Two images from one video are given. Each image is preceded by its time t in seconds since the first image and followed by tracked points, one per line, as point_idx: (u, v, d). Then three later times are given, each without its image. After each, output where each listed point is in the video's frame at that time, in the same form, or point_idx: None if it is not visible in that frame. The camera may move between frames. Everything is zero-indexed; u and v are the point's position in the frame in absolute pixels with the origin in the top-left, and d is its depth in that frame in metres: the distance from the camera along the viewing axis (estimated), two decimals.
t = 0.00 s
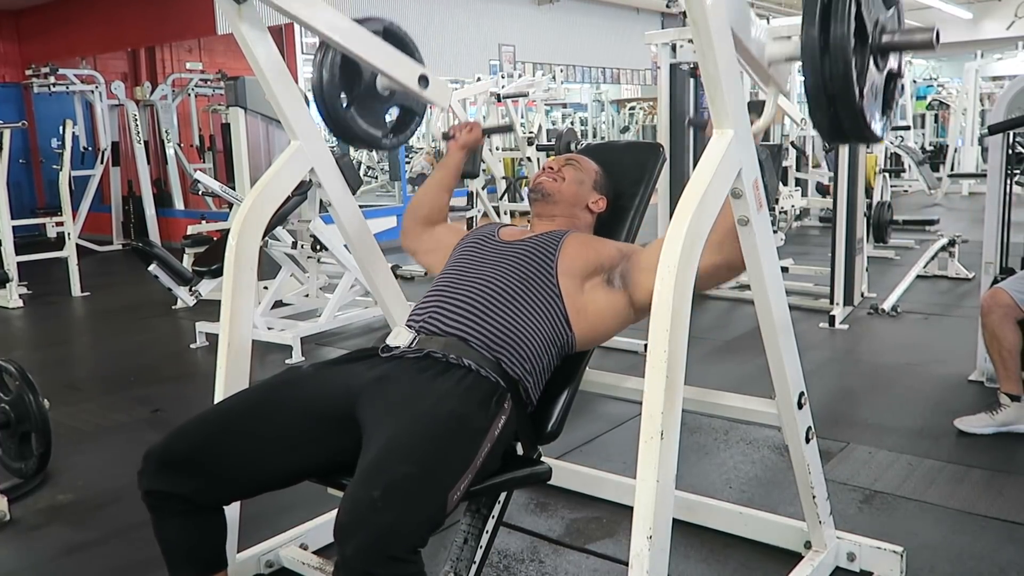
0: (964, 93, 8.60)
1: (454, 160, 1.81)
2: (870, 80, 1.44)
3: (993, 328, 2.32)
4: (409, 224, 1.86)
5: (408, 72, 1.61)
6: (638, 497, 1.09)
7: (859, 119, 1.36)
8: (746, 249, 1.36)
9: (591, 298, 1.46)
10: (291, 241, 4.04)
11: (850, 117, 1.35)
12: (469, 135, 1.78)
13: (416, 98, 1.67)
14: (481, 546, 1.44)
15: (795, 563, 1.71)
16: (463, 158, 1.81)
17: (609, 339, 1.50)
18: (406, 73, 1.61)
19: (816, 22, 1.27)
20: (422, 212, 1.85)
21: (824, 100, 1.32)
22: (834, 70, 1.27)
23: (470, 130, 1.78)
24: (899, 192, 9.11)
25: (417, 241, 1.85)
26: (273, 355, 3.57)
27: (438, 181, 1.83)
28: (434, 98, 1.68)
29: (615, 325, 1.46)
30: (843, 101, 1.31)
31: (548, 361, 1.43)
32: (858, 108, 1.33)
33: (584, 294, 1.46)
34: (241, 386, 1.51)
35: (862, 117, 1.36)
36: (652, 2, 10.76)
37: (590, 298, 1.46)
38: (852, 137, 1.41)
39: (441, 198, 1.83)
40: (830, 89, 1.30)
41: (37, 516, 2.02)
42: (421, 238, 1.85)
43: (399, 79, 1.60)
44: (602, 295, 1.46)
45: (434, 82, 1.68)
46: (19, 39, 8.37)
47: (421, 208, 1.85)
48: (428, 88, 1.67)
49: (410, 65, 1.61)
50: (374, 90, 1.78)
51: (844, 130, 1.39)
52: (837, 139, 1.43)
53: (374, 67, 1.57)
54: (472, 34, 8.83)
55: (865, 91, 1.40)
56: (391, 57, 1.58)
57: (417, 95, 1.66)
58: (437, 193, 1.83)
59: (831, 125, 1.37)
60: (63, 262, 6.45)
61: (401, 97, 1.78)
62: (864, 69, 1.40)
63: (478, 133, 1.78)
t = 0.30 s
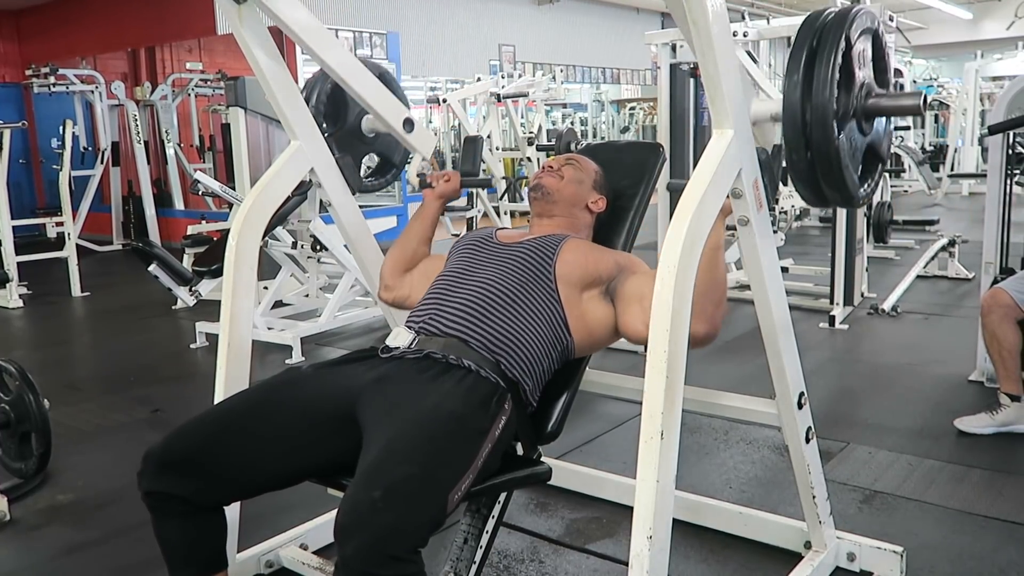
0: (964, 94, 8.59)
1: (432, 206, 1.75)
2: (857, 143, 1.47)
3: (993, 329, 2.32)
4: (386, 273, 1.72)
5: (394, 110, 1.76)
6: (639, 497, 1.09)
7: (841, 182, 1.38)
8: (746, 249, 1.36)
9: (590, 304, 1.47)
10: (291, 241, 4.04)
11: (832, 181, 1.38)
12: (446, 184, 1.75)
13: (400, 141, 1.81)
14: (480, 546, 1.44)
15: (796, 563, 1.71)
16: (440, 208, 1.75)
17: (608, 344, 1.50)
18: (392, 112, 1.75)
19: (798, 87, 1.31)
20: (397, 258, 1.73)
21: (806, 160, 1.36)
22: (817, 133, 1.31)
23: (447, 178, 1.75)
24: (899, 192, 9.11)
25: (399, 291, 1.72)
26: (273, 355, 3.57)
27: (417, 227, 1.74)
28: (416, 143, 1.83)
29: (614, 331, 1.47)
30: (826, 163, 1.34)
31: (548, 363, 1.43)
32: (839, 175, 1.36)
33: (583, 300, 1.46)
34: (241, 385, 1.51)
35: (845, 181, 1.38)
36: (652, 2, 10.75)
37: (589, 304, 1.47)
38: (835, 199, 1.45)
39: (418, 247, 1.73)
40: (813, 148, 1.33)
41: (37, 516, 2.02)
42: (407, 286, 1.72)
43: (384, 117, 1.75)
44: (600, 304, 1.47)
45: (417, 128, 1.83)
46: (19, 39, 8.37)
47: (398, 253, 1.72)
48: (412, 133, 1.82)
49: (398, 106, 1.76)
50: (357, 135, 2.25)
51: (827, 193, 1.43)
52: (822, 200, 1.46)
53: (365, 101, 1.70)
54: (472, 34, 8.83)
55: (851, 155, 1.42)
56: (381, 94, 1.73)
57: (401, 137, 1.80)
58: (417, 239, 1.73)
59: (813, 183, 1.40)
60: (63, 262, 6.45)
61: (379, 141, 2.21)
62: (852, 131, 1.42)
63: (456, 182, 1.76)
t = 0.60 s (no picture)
0: (964, 94, 8.59)
1: (425, 214, 1.73)
2: (852, 157, 1.47)
3: (993, 329, 2.32)
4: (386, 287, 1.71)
5: (391, 121, 1.76)
6: (638, 498, 1.09)
7: (836, 195, 1.38)
8: (746, 250, 1.36)
9: (589, 307, 1.47)
10: (291, 241, 4.05)
11: (828, 194, 1.38)
12: (440, 195, 1.71)
13: (394, 150, 1.82)
14: (480, 546, 1.44)
15: (796, 563, 1.71)
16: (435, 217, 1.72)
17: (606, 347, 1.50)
18: (389, 122, 1.75)
19: (794, 101, 1.32)
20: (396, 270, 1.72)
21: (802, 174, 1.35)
22: (812, 145, 1.31)
23: (441, 189, 1.71)
24: (899, 192, 9.10)
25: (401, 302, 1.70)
26: (273, 355, 3.57)
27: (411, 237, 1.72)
28: (411, 152, 1.83)
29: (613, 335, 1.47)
30: (821, 177, 1.34)
31: (547, 365, 1.43)
32: (835, 188, 1.37)
33: (582, 304, 1.46)
34: (241, 385, 1.51)
35: (840, 195, 1.38)
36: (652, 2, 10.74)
37: (588, 307, 1.47)
38: (831, 212, 1.45)
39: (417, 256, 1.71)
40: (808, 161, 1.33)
41: (37, 517, 2.02)
42: (406, 297, 1.70)
43: (381, 126, 1.75)
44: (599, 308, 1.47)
45: (413, 139, 1.83)
46: (19, 39, 8.37)
47: (395, 265, 1.71)
48: (407, 143, 1.82)
49: (394, 114, 1.76)
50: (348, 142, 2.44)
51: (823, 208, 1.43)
52: (817, 213, 1.46)
53: (359, 107, 1.71)
54: (472, 34, 8.83)
55: (846, 170, 1.43)
56: (377, 103, 1.73)
57: (395, 145, 1.79)
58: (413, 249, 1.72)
59: (808, 196, 1.40)
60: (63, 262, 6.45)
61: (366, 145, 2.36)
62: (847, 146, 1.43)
63: (450, 193, 1.71)
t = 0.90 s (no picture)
0: (964, 94, 8.59)
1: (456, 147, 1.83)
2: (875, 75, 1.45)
3: (993, 329, 2.32)
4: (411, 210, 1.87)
5: (412, 66, 1.68)
6: (638, 498, 1.09)
7: (860, 116, 1.38)
8: (745, 250, 1.36)
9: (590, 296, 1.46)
10: (291, 241, 4.05)
11: (851, 115, 1.38)
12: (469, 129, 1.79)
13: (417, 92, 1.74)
14: (480, 546, 1.44)
15: (796, 563, 1.71)
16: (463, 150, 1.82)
17: (610, 335, 1.49)
18: (410, 68, 1.67)
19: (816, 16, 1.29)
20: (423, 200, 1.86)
21: (826, 98, 1.35)
22: (836, 61, 1.29)
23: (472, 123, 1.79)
24: (899, 193, 9.10)
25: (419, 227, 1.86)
26: (273, 355, 3.57)
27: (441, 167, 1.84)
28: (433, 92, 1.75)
29: (615, 322, 1.46)
30: (846, 99, 1.33)
31: (548, 363, 1.43)
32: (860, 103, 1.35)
33: (583, 292, 1.46)
34: (241, 385, 1.51)
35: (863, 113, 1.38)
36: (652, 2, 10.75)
37: (590, 293, 1.45)
38: (854, 129, 1.43)
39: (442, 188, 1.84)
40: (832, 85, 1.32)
41: (36, 516, 2.02)
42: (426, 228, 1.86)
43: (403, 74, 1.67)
44: (602, 291, 1.45)
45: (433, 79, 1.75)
46: (18, 39, 8.37)
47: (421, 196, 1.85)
48: (429, 83, 1.74)
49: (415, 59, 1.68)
50: (375, 84, 1.80)
51: (847, 125, 1.41)
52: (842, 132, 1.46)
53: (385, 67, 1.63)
54: (472, 34, 8.83)
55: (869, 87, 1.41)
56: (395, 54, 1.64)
57: (417, 89, 1.72)
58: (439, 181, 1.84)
59: (831, 120, 1.40)
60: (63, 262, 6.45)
61: (402, 91, 1.80)
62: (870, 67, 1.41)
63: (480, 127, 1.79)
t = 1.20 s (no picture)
0: (964, 93, 8.59)
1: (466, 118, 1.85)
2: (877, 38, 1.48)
3: (993, 329, 2.32)
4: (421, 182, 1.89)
5: (414, 42, 1.60)
6: (639, 496, 1.09)
7: (864, 75, 1.38)
8: (746, 249, 1.36)
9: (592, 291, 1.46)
10: (291, 241, 4.05)
11: (860, 79, 1.39)
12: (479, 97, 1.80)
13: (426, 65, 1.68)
14: (480, 546, 1.44)
15: (796, 563, 1.71)
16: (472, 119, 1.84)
17: (613, 331, 1.49)
18: (412, 44, 1.60)
19: None
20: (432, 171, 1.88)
21: (834, 62, 1.35)
22: (841, 15, 1.30)
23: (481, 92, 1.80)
24: (899, 193, 9.10)
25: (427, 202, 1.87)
26: (273, 355, 3.57)
27: (451, 140, 1.86)
28: (439, 66, 1.68)
29: (617, 316, 1.46)
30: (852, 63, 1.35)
31: (550, 359, 1.42)
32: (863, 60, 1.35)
33: (585, 288, 1.46)
34: (242, 384, 1.51)
35: (871, 76, 1.40)
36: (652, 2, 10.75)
37: (591, 288, 1.45)
38: (859, 90, 1.43)
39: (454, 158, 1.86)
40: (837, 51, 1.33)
41: (36, 517, 2.02)
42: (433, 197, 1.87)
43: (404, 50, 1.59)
44: (603, 284, 1.45)
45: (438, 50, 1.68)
46: (19, 39, 8.37)
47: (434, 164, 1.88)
48: (435, 57, 1.68)
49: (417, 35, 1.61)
50: (381, 62, 1.78)
51: (851, 86, 1.41)
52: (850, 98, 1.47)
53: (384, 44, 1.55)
54: (472, 34, 8.83)
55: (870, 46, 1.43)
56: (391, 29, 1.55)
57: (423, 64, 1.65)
58: (448, 154, 1.86)
59: (839, 85, 1.42)
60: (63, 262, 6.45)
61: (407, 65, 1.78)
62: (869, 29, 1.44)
63: (488, 95, 1.80)
